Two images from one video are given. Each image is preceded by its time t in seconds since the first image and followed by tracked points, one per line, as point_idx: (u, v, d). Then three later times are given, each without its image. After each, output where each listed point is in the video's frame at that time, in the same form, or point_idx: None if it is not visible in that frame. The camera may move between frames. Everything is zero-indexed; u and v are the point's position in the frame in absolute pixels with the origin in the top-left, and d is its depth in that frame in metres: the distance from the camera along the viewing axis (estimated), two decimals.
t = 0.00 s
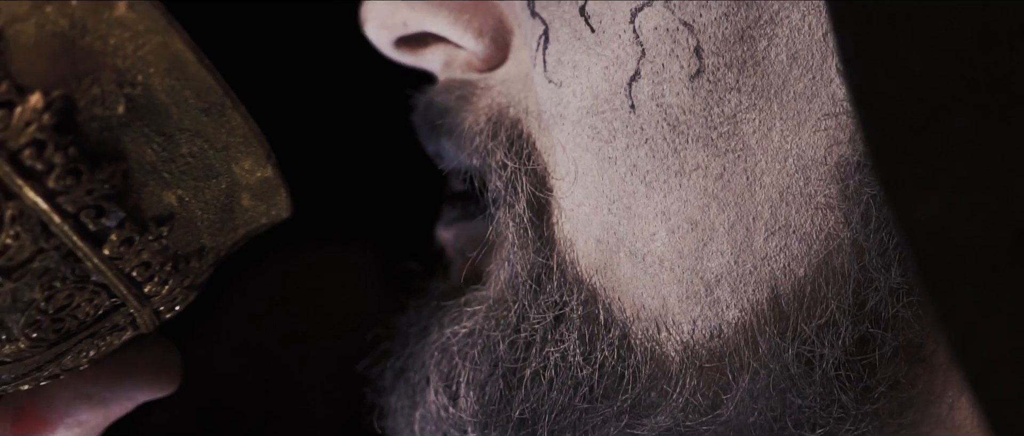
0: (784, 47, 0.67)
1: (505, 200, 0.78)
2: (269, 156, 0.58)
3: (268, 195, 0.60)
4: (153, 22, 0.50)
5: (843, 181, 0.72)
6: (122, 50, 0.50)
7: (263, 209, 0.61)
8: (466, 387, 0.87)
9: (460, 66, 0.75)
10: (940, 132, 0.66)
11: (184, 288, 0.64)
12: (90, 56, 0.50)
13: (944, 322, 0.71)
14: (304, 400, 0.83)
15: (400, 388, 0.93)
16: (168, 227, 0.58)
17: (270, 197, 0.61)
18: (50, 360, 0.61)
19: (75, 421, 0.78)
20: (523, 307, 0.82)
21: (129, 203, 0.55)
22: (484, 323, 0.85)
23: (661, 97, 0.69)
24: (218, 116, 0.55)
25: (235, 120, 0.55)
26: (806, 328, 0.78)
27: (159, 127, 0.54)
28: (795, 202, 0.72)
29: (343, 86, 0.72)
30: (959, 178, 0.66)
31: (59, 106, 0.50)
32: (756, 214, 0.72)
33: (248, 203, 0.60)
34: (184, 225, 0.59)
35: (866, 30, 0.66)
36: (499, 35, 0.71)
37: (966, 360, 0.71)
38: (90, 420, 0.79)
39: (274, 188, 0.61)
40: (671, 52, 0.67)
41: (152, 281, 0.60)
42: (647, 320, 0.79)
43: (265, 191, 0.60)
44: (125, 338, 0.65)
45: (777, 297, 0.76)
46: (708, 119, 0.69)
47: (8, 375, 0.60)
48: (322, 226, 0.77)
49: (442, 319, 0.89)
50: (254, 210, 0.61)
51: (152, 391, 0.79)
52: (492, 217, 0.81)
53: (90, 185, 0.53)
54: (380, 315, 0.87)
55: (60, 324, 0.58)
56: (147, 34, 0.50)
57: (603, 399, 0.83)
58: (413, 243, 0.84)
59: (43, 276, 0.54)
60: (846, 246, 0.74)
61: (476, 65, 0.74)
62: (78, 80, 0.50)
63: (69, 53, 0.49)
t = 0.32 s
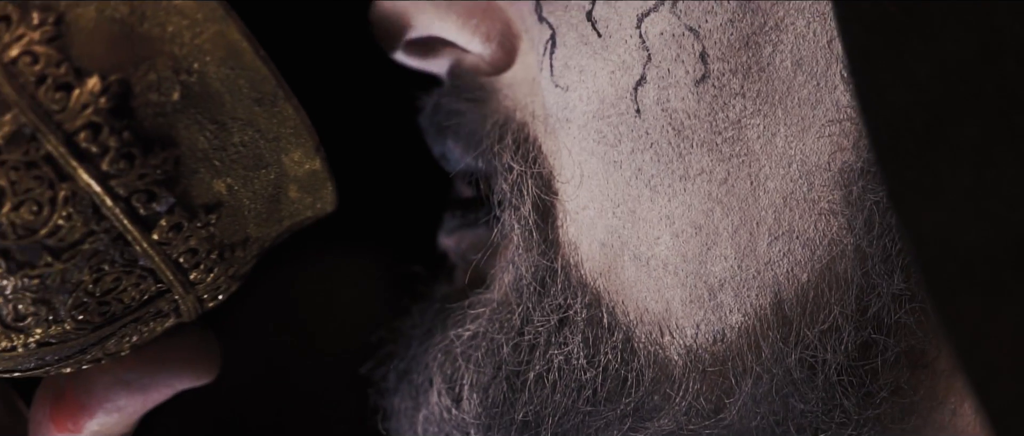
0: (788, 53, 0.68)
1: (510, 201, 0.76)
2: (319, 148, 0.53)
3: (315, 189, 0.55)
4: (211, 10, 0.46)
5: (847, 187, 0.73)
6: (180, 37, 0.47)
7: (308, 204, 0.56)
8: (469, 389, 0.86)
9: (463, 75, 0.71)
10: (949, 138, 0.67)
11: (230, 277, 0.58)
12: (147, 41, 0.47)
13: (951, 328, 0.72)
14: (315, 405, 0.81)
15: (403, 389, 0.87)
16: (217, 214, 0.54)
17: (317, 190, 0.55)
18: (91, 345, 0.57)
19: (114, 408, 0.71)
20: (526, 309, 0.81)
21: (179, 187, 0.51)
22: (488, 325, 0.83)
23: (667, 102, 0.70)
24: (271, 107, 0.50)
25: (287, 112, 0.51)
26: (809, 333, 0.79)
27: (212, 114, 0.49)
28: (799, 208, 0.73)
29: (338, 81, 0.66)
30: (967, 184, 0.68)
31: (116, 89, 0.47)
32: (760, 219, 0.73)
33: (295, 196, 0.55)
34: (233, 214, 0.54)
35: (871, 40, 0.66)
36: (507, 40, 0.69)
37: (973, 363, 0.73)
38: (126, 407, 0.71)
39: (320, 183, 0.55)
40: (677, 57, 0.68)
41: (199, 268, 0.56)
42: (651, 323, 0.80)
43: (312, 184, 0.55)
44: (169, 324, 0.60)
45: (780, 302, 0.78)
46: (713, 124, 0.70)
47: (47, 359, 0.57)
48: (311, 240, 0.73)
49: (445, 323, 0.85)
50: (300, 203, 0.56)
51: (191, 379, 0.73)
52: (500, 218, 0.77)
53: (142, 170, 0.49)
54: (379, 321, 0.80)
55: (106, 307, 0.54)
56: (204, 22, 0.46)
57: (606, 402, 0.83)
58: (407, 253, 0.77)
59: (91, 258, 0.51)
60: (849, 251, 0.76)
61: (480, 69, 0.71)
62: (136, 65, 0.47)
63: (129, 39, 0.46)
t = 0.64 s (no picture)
0: (795, 61, 0.68)
1: (517, 207, 0.76)
2: (360, 142, 0.55)
3: (355, 183, 0.57)
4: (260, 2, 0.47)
5: (853, 195, 0.73)
6: (228, 28, 0.47)
7: (346, 198, 0.57)
8: (475, 394, 0.86)
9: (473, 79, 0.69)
10: (955, 148, 0.70)
11: (268, 269, 0.59)
12: (198, 31, 0.47)
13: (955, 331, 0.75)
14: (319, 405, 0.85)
15: (408, 393, 0.90)
16: (258, 205, 0.54)
17: (357, 185, 0.57)
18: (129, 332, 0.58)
19: (150, 395, 0.70)
20: (532, 315, 0.81)
21: (223, 176, 0.52)
22: (493, 330, 0.83)
23: (674, 109, 0.69)
24: (315, 99, 0.51)
25: (331, 105, 0.52)
26: (814, 340, 0.79)
27: (258, 104, 0.50)
28: (804, 216, 0.74)
29: (364, 93, 0.72)
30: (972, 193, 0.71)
31: (164, 78, 0.47)
32: (765, 226, 0.74)
33: (334, 189, 0.56)
34: (273, 207, 0.55)
35: (883, 54, 0.69)
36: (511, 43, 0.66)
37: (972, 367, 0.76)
38: (162, 395, 0.70)
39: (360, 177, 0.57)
40: (684, 64, 0.67)
41: (238, 259, 0.56)
42: (656, 330, 0.80)
43: (353, 179, 0.56)
44: (205, 315, 0.61)
45: (785, 310, 0.78)
46: (720, 131, 0.70)
47: (85, 345, 0.58)
48: (327, 241, 0.79)
49: (450, 327, 0.86)
50: (340, 198, 0.57)
51: (229, 369, 0.71)
52: (503, 225, 0.78)
53: (187, 158, 0.50)
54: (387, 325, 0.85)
55: (147, 294, 0.54)
56: (253, 13, 0.47)
57: (611, 408, 0.84)
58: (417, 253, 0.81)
59: (134, 245, 0.51)
60: (854, 259, 0.76)
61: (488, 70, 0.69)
62: (184, 54, 0.47)
63: (177, 29, 0.47)
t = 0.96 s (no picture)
0: (801, 72, 0.68)
1: (522, 214, 0.76)
2: (398, 144, 0.57)
3: (392, 185, 0.59)
4: (305, 4, 0.50)
5: (856, 205, 0.74)
6: (272, 28, 0.50)
7: (382, 200, 0.59)
8: (478, 401, 0.87)
9: (482, 87, 0.71)
10: (959, 160, 0.70)
11: (302, 268, 0.61)
12: (244, 30, 0.50)
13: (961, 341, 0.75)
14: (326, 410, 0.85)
15: (411, 399, 0.89)
16: (296, 203, 0.56)
17: (394, 187, 0.59)
18: (165, 327, 0.60)
19: (181, 392, 0.73)
20: (536, 322, 0.81)
21: (263, 174, 0.54)
22: (496, 338, 0.83)
23: (680, 118, 0.70)
24: (356, 100, 0.54)
25: (371, 105, 0.55)
26: (816, 349, 0.80)
27: (299, 104, 0.53)
28: (809, 225, 0.74)
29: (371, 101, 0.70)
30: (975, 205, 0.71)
31: (207, 76, 0.50)
32: (769, 235, 0.74)
33: (371, 190, 0.59)
34: (310, 206, 0.57)
35: (888, 64, 0.68)
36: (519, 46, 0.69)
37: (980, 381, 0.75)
38: (193, 392, 0.73)
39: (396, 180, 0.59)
40: (691, 74, 0.68)
41: (275, 256, 0.58)
42: (659, 338, 0.81)
43: (389, 181, 0.59)
44: (239, 313, 0.62)
45: (788, 319, 0.78)
46: (725, 140, 0.70)
47: (122, 339, 0.60)
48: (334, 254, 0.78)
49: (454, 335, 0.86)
50: (375, 199, 0.59)
51: (259, 368, 0.73)
52: (506, 234, 0.79)
53: (229, 154, 0.52)
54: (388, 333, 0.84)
55: (184, 289, 0.57)
56: (298, 14, 0.50)
57: (614, 415, 0.84)
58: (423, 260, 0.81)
59: (174, 240, 0.53)
60: (858, 269, 0.77)
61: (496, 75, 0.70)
62: (229, 53, 0.50)
63: (221, 28, 0.49)
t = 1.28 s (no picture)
0: (806, 78, 0.69)
1: (527, 218, 0.76)
2: (432, 146, 0.58)
3: (425, 186, 0.60)
4: (346, 4, 0.52)
5: (859, 211, 0.75)
6: (314, 28, 0.52)
7: (414, 202, 0.60)
8: (479, 405, 0.86)
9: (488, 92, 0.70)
10: (964, 170, 0.71)
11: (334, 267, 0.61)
12: (286, 29, 0.51)
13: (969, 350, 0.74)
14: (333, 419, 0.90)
15: (412, 403, 0.90)
16: (331, 202, 0.57)
17: (428, 189, 0.60)
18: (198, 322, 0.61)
19: (211, 388, 0.75)
20: (539, 326, 0.81)
21: (300, 172, 0.55)
22: (498, 342, 0.83)
23: (684, 123, 0.70)
24: (393, 101, 0.55)
25: (408, 107, 0.56)
26: (819, 355, 0.80)
27: (337, 103, 0.54)
28: (811, 231, 0.75)
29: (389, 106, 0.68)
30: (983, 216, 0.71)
31: (250, 73, 0.51)
32: (773, 240, 0.74)
33: (405, 191, 0.60)
34: (345, 205, 0.58)
35: (895, 72, 0.69)
36: (534, 55, 0.68)
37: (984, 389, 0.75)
38: (223, 389, 0.75)
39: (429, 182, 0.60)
40: (695, 79, 0.68)
41: (308, 254, 0.59)
42: (661, 342, 0.81)
43: (424, 182, 0.60)
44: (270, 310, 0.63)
45: (790, 324, 0.78)
46: (729, 146, 0.71)
47: (156, 333, 0.61)
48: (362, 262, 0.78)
49: (455, 338, 0.85)
50: (409, 200, 0.60)
51: (288, 367, 0.75)
52: (509, 241, 0.78)
53: (269, 151, 0.53)
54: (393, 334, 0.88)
55: (219, 283, 0.58)
56: (340, 15, 0.52)
57: (616, 420, 0.84)
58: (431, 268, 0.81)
59: (212, 234, 0.55)
60: (860, 275, 0.77)
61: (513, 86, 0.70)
62: (271, 51, 0.51)
63: (263, 26, 0.51)
